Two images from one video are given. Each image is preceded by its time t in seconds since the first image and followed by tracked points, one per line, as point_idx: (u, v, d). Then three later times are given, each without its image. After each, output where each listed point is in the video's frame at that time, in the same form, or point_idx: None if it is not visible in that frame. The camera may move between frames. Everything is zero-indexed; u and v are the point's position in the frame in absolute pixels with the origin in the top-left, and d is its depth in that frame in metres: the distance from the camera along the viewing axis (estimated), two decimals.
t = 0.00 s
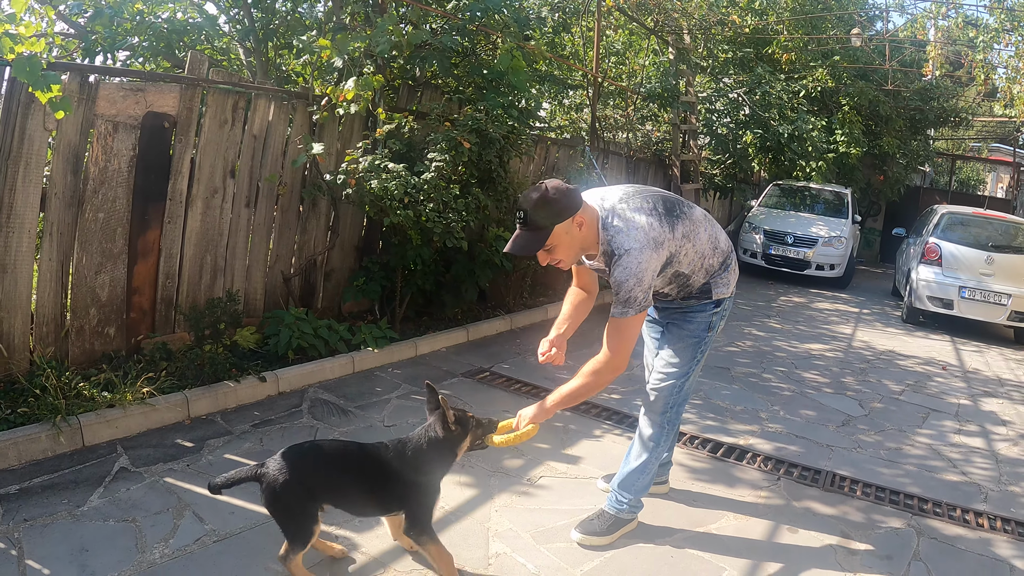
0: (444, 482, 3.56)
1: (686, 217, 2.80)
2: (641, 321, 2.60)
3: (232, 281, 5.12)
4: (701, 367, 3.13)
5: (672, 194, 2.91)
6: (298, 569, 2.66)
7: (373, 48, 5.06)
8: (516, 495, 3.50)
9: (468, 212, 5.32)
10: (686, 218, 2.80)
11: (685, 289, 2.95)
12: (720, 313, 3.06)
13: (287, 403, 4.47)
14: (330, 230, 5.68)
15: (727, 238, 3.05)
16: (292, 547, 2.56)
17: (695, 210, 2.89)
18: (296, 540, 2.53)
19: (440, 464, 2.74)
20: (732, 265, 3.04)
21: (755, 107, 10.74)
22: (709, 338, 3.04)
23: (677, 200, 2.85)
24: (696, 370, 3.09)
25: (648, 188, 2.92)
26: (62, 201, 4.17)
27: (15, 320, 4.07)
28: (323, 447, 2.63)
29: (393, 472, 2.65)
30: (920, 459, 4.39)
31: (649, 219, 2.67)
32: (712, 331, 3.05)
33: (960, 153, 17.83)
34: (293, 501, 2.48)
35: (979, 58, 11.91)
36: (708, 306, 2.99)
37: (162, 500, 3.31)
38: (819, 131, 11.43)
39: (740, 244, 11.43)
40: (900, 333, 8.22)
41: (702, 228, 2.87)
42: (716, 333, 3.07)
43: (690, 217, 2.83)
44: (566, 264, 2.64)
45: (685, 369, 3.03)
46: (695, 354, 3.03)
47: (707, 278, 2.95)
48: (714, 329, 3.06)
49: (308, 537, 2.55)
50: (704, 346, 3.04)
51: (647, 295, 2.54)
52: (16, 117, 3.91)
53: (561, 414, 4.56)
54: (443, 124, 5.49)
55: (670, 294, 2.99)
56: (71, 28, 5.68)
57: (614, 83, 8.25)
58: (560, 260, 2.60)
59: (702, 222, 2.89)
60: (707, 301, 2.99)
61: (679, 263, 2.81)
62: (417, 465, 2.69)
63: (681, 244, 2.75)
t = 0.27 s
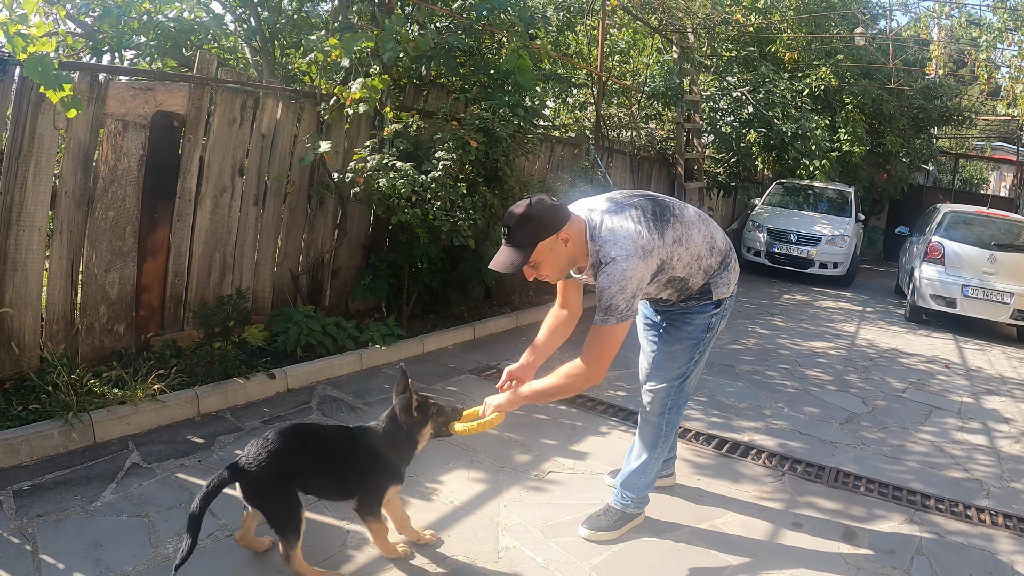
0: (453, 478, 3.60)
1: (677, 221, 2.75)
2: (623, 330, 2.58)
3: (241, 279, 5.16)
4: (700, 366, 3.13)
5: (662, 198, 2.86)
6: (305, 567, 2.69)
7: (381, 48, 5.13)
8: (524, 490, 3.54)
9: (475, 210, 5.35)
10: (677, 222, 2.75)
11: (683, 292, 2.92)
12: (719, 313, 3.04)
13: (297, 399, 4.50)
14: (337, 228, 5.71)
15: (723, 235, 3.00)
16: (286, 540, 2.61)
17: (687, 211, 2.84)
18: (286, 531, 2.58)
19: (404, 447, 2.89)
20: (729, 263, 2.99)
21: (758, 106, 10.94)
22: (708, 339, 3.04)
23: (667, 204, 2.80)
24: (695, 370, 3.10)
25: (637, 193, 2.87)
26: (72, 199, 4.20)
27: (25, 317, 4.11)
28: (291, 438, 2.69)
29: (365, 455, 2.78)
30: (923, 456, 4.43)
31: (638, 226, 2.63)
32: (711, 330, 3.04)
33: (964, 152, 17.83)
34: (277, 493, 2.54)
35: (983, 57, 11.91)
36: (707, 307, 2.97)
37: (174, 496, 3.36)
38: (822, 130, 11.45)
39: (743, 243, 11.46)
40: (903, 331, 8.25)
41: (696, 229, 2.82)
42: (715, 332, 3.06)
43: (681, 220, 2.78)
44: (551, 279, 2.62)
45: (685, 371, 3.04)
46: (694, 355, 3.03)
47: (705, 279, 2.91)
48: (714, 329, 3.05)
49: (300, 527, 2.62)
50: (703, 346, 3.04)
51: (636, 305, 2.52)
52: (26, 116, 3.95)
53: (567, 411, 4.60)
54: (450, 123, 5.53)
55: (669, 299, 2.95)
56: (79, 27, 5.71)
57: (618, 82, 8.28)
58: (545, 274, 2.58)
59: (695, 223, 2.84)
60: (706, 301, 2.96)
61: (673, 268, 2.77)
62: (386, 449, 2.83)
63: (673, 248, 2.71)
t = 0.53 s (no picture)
0: (466, 472, 3.66)
1: (673, 212, 2.76)
2: (623, 313, 2.57)
3: (254, 277, 5.23)
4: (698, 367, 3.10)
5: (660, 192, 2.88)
6: (284, 560, 2.76)
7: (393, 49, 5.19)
8: (536, 484, 3.60)
9: (485, 210, 5.42)
10: (673, 214, 2.76)
11: (678, 289, 2.89)
12: (716, 312, 3.00)
13: (310, 396, 4.57)
14: (348, 227, 5.77)
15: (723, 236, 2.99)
16: (274, 535, 2.66)
17: (685, 207, 2.85)
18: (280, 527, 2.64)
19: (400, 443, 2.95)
20: (728, 263, 2.96)
21: (762, 105, 10.76)
22: (704, 340, 3.01)
23: (664, 196, 2.82)
24: (692, 371, 3.07)
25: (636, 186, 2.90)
26: (87, 199, 4.26)
27: (42, 315, 4.18)
28: (286, 436, 2.76)
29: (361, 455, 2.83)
30: (927, 451, 4.48)
31: (632, 213, 2.64)
32: (708, 331, 3.00)
33: (967, 151, 17.85)
34: (270, 491, 2.59)
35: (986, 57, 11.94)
36: (704, 306, 2.94)
37: (192, 490, 3.42)
38: (827, 129, 11.50)
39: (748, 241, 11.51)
40: (907, 329, 8.30)
41: (692, 224, 2.82)
42: (713, 332, 3.03)
43: (678, 213, 2.78)
44: (542, 261, 2.62)
45: (681, 373, 3.02)
46: (690, 356, 3.00)
47: (701, 277, 2.89)
48: (710, 329, 3.02)
49: (289, 524, 2.67)
50: (699, 347, 3.01)
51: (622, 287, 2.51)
52: (43, 117, 4.00)
53: (576, 407, 4.66)
54: (460, 123, 5.60)
55: (666, 297, 2.93)
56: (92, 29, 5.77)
57: (624, 82, 8.33)
58: (538, 257, 2.59)
59: (692, 219, 2.83)
60: (702, 301, 2.93)
61: (668, 260, 2.75)
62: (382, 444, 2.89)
63: (667, 238, 2.70)
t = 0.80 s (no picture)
0: (478, 466, 3.73)
1: (650, 202, 2.82)
2: (613, 294, 2.60)
3: (266, 275, 5.31)
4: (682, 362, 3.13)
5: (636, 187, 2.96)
6: (301, 551, 2.85)
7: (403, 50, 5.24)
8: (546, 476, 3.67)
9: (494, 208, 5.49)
10: (650, 204, 2.82)
11: (657, 281, 2.92)
12: (695, 307, 3.03)
13: (323, 391, 4.64)
14: (359, 225, 5.84)
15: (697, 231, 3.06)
16: (290, 528, 2.73)
17: (660, 200, 2.92)
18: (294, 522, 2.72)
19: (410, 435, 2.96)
20: (704, 257, 3.02)
21: (766, 105, 10.81)
22: (684, 335, 3.04)
23: (640, 188, 2.89)
24: (676, 366, 3.10)
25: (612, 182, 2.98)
26: (103, 197, 4.33)
27: (58, 312, 4.25)
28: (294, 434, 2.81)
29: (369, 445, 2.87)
30: (929, 447, 4.54)
31: (610, 200, 2.70)
32: (687, 326, 3.03)
33: (971, 151, 17.88)
34: (281, 485, 2.66)
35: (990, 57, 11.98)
36: (683, 299, 2.98)
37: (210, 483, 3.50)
38: (831, 128, 11.54)
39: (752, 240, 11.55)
40: (910, 328, 8.35)
41: (668, 215, 2.88)
42: (693, 328, 3.06)
43: (655, 203, 2.85)
44: (519, 248, 2.71)
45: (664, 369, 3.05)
46: (671, 353, 3.04)
47: (679, 268, 2.93)
48: (690, 324, 3.05)
49: (304, 517, 2.73)
50: (680, 342, 3.04)
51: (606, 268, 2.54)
52: (59, 116, 4.07)
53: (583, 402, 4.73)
54: (469, 123, 5.68)
55: (645, 290, 2.96)
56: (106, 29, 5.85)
57: (630, 82, 8.39)
58: (514, 245, 2.68)
59: (668, 211, 2.90)
60: (681, 293, 2.97)
61: (646, 249, 2.80)
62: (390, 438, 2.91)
63: (645, 226, 2.76)
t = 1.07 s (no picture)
0: (484, 462, 3.79)
1: (608, 205, 2.81)
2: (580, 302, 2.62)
3: (273, 274, 5.37)
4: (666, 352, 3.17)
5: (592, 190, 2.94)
6: (309, 544, 2.89)
7: (408, 52, 5.29)
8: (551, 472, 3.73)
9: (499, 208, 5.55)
10: (609, 207, 2.81)
11: (628, 281, 2.93)
12: (670, 298, 3.06)
13: (331, 389, 4.71)
14: (365, 225, 5.90)
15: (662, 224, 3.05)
16: (293, 520, 2.77)
17: (619, 200, 2.90)
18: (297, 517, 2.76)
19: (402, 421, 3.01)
20: (671, 249, 3.02)
21: (768, 106, 10.80)
22: (665, 326, 3.08)
23: (596, 192, 2.87)
24: (661, 357, 3.14)
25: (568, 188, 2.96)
26: (113, 197, 4.39)
27: (69, 310, 4.31)
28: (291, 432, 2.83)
29: (366, 432, 2.90)
30: (929, 444, 4.59)
31: (567, 210, 2.68)
32: (665, 317, 3.08)
33: (974, 151, 17.90)
34: (280, 476, 2.69)
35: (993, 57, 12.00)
36: (657, 292, 3.00)
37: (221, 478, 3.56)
38: (834, 129, 11.58)
39: (755, 240, 11.59)
40: (912, 327, 8.39)
41: (629, 213, 2.87)
42: (671, 318, 3.10)
43: (613, 205, 2.83)
44: (485, 273, 2.68)
45: (652, 363, 3.10)
46: (654, 346, 3.08)
47: (648, 265, 2.94)
48: (668, 315, 3.08)
49: (306, 507, 2.77)
50: (662, 334, 3.08)
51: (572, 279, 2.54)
52: (70, 117, 4.12)
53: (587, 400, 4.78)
54: (475, 124, 5.74)
55: (617, 292, 2.97)
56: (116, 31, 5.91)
57: (633, 83, 8.44)
58: (480, 269, 2.65)
59: (628, 209, 2.89)
60: (653, 289, 2.98)
61: (612, 252, 2.80)
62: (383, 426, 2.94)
63: (607, 230, 2.75)
